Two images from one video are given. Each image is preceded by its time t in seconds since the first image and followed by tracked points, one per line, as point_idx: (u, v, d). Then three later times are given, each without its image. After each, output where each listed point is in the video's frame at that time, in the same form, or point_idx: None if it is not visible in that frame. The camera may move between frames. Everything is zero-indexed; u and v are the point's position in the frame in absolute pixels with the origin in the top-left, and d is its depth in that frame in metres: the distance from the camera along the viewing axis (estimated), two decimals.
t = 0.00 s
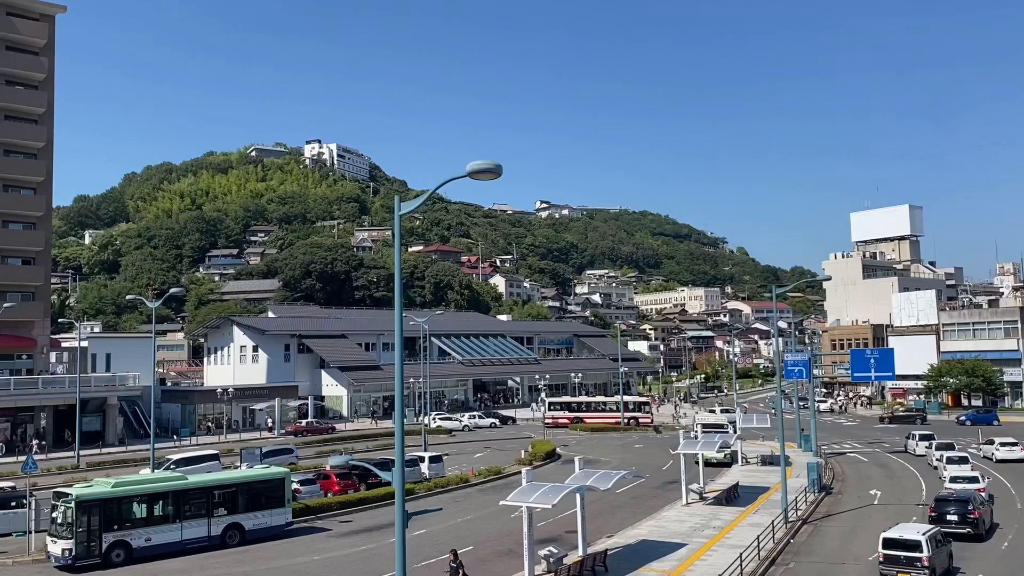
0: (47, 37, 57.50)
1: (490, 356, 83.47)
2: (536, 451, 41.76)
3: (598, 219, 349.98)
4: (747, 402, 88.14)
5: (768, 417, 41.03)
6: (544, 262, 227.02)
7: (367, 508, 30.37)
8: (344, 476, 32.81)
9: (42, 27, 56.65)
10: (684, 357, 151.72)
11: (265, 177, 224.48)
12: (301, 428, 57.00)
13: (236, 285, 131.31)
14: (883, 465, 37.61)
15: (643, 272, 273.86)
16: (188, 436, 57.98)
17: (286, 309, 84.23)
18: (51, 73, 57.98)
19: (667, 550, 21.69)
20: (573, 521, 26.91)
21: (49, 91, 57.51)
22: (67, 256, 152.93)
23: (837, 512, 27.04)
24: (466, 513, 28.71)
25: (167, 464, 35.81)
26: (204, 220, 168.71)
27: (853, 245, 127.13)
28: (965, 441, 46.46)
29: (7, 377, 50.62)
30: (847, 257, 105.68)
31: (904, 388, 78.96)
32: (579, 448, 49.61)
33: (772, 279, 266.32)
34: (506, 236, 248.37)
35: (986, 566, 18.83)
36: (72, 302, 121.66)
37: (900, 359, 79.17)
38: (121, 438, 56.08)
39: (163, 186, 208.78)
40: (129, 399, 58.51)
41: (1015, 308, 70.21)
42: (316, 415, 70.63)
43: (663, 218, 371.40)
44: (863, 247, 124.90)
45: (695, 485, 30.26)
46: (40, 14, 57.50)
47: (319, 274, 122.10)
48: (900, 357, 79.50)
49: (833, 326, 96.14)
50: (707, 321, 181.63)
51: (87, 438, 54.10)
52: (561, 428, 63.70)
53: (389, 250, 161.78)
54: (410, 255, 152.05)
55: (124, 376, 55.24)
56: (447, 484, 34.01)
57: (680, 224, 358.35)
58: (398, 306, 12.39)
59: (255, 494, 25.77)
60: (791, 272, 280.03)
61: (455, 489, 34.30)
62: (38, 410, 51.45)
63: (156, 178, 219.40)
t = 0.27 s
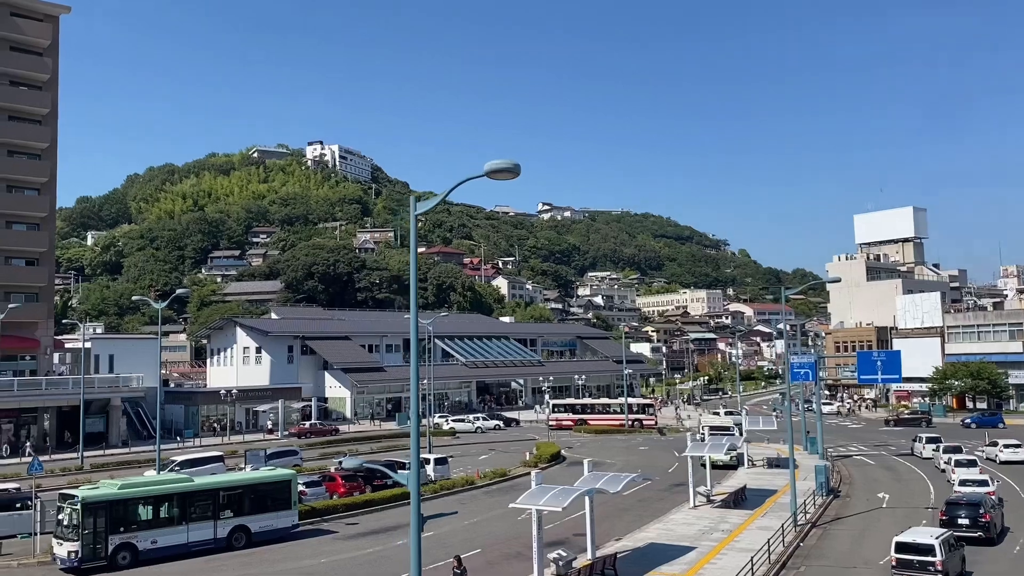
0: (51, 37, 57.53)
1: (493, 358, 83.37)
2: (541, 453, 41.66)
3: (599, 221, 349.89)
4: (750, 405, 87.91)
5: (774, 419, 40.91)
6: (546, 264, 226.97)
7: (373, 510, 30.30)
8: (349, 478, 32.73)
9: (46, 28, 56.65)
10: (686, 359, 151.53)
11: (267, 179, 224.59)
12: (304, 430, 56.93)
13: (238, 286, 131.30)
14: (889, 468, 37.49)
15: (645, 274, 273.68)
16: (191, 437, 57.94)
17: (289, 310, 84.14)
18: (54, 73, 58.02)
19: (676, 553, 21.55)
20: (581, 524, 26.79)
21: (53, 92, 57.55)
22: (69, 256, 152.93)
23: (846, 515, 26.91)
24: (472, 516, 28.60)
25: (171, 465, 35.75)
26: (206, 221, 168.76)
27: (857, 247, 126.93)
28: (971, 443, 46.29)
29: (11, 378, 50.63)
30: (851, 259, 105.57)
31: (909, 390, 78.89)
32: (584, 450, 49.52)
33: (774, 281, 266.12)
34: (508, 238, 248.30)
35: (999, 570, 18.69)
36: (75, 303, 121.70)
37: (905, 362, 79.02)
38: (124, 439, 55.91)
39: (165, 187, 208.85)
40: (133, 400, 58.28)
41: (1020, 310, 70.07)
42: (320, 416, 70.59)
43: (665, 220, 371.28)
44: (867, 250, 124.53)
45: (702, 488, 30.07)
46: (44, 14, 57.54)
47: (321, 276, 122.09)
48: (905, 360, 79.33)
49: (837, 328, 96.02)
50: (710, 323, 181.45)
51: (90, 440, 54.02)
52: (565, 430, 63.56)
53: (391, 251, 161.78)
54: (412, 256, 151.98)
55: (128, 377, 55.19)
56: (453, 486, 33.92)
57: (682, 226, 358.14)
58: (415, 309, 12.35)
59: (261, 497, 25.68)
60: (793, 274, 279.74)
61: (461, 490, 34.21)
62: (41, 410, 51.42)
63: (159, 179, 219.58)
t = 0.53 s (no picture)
0: (57, 39, 57.65)
1: (498, 360, 83.25)
2: (547, 456, 41.54)
3: (603, 223, 349.75)
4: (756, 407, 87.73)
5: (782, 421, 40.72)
6: (550, 266, 226.90)
7: (380, 512, 30.20)
8: (356, 480, 32.66)
9: (52, 30, 56.78)
10: (690, 361, 151.28)
11: (271, 181, 224.83)
12: (310, 431, 56.88)
13: (242, 288, 131.41)
14: (898, 471, 37.31)
15: (649, 277, 273.46)
16: (196, 439, 57.96)
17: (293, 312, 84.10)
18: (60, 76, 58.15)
19: (686, 557, 21.42)
20: (589, 527, 26.63)
21: (59, 94, 57.70)
22: (73, 259, 153.09)
23: (856, 519, 26.76)
24: (479, 519, 28.47)
25: (177, 468, 35.67)
26: (210, 224, 168.99)
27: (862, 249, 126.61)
28: (980, 446, 46.09)
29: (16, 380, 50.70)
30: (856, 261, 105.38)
31: (915, 392, 78.65)
32: (590, 453, 49.35)
33: (778, 284, 265.78)
34: (511, 240, 248.23)
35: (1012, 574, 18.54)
36: (79, 305, 121.85)
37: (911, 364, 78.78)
38: (129, 440, 55.87)
39: (170, 189, 209.41)
40: (138, 402, 58.47)
41: None
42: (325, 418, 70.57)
43: (668, 222, 371.02)
44: (872, 252, 124.56)
45: (711, 491, 29.91)
46: (49, 16, 57.69)
47: (326, 278, 122.11)
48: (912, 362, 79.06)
49: (842, 330, 95.83)
50: (714, 325, 181.15)
51: (95, 442, 54.02)
52: (570, 432, 63.38)
53: (395, 254, 161.75)
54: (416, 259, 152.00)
55: (133, 379, 55.22)
56: (460, 489, 33.84)
57: (685, 229, 357.77)
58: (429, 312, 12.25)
59: (268, 500, 25.62)
60: (796, 277, 279.39)
61: (467, 493, 34.09)
62: (46, 412, 51.47)
63: (163, 181, 219.89)
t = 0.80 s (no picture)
0: (64, 41, 57.72)
1: (502, 363, 83.10)
2: (554, 460, 41.35)
3: (606, 226, 349.54)
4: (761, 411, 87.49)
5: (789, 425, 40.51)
6: (553, 269, 226.75)
7: (387, 516, 30.04)
8: (362, 484, 32.48)
9: (58, 32, 56.86)
10: (695, 365, 151.02)
11: (275, 184, 225.14)
12: (315, 434, 56.81)
13: (246, 291, 131.51)
14: (907, 475, 37.06)
15: (652, 280, 273.25)
16: (201, 442, 57.93)
17: (298, 315, 84.06)
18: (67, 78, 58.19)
19: (697, 562, 21.23)
20: (597, 532, 26.42)
21: (65, 96, 57.74)
22: (77, 261, 153.27)
23: (867, 524, 26.56)
24: (487, 523, 28.31)
25: (182, 471, 35.62)
26: (215, 227, 169.27)
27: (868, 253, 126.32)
28: (988, 450, 45.83)
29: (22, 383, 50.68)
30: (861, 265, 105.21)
31: (921, 396, 78.41)
32: (595, 457, 49.16)
33: (782, 287, 265.46)
34: (515, 243, 248.15)
35: None
36: (84, 309, 121.96)
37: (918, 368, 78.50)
38: (134, 443, 55.76)
39: (174, 192, 209.69)
40: (143, 405, 58.75)
41: None
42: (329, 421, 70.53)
43: (672, 225, 370.71)
44: (877, 256, 124.45)
45: (720, 495, 29.69)
46: (55, 19, 57.80)
47: (330, 281, 122.13)
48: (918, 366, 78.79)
49: (848, 334, 95.69)
50: (718, 328, 180.93)
51: (100, 444, 53.97)
52: (576, 436, 63.20)
53: (400, 257, 161.83)
54: (420, 262, 152.06)
55: (138, 381, 55.21)
56: (467, 493, 33.68)
57: (689, 232, 357.49)
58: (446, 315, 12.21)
59: (276, 503, 25.48)
60: (801, 280, 278.81)
61: (474, 497, 33.91)
62: (52, 415, 51.41)
63: (167, 185, 220.25)
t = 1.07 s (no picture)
0: (70, 46, 57.88)
1: (508, 368, 82.97)
2: (560, 465, 41.20)
3: (610, 231, 349.30)
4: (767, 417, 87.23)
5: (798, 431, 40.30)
6: (558, 274, 226.63)
7: (394, 522, 29.95)
8: (370, 490, 32.38)
9: (65, 37, 57.02)
10: (699, 371, 150.69)
11: (280, 189, 225.50)
12: (321, 439, 56.74)
13: (250, 296, 131.65)
14: (917, 481, 36.84)
15: (656, 285, 272.96)
16: (207, 447, 57.89)
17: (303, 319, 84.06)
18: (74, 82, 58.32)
19: (708, 568, 21.09)
20: (607, 538, 26.28)
21: (71, 101, 57.87)
22: (82, 266, 153.56)
23: (878, 530, 26.41)
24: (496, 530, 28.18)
25: (189, 475, 35.56)
26: (219, 231, 169.48)
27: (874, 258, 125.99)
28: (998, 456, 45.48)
29: (28, 387, 50.68)
30: (867, 270, 104.94)
31: (928, 402, 78.03)
32: (602, 462, 48.99)
33: (786, 293, 265.00)
34: (519, 248, 248.15)
35: None
36: (89, 313, 122.15)
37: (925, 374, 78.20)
38: (139, 447, 55.67)
39: (179, 197, 210.16)
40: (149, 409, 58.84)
41: None
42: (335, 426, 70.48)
43: (675, 230, 370.58)
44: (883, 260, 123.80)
45: (730, 501, 29.51)
46: (62, 23, 57.97)
47: (334, 285, 122.18)
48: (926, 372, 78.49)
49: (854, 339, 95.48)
50: (722, 334, 180.57)
51: (105, 449, 53.93)
52: (582, 441, 63.05)
53: (404, 262, 161.82)
54: (424, 266, 152.08)
55: (144, 386, 55.17)
56: (474, 498, 33.58)
57: (693, 237, 357.19)
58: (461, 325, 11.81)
59: (283, 509, 25.39)
60: (805, 285, 278.15)
61: (482, 503, 33.81)
62: (58, 420, 51.40)
63: (172, 189, 220.72)
